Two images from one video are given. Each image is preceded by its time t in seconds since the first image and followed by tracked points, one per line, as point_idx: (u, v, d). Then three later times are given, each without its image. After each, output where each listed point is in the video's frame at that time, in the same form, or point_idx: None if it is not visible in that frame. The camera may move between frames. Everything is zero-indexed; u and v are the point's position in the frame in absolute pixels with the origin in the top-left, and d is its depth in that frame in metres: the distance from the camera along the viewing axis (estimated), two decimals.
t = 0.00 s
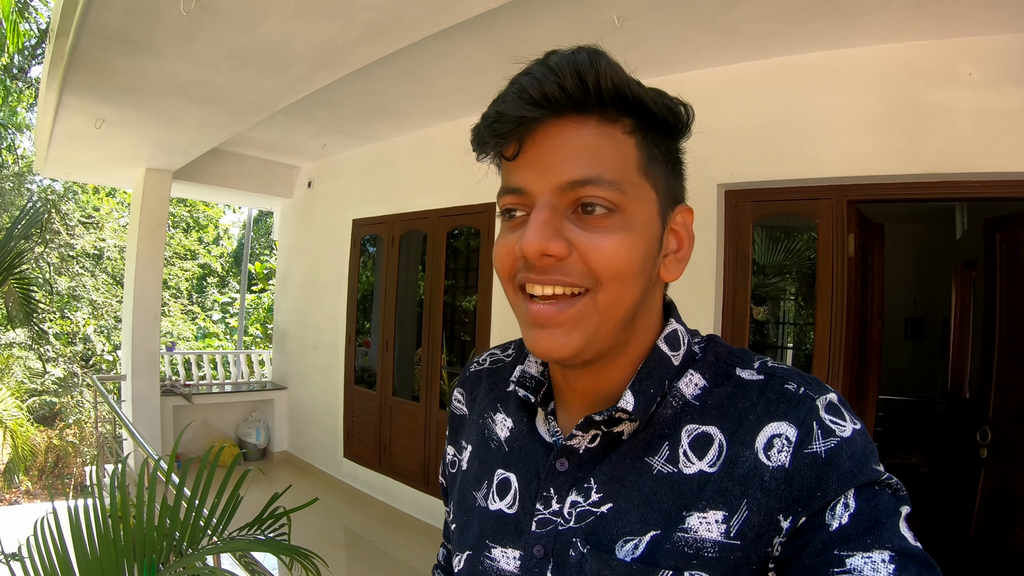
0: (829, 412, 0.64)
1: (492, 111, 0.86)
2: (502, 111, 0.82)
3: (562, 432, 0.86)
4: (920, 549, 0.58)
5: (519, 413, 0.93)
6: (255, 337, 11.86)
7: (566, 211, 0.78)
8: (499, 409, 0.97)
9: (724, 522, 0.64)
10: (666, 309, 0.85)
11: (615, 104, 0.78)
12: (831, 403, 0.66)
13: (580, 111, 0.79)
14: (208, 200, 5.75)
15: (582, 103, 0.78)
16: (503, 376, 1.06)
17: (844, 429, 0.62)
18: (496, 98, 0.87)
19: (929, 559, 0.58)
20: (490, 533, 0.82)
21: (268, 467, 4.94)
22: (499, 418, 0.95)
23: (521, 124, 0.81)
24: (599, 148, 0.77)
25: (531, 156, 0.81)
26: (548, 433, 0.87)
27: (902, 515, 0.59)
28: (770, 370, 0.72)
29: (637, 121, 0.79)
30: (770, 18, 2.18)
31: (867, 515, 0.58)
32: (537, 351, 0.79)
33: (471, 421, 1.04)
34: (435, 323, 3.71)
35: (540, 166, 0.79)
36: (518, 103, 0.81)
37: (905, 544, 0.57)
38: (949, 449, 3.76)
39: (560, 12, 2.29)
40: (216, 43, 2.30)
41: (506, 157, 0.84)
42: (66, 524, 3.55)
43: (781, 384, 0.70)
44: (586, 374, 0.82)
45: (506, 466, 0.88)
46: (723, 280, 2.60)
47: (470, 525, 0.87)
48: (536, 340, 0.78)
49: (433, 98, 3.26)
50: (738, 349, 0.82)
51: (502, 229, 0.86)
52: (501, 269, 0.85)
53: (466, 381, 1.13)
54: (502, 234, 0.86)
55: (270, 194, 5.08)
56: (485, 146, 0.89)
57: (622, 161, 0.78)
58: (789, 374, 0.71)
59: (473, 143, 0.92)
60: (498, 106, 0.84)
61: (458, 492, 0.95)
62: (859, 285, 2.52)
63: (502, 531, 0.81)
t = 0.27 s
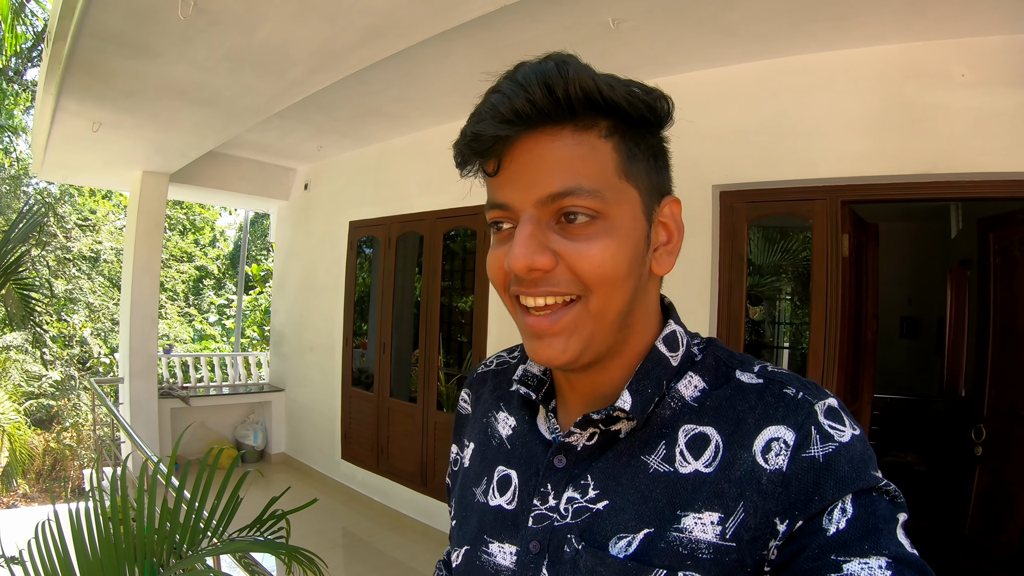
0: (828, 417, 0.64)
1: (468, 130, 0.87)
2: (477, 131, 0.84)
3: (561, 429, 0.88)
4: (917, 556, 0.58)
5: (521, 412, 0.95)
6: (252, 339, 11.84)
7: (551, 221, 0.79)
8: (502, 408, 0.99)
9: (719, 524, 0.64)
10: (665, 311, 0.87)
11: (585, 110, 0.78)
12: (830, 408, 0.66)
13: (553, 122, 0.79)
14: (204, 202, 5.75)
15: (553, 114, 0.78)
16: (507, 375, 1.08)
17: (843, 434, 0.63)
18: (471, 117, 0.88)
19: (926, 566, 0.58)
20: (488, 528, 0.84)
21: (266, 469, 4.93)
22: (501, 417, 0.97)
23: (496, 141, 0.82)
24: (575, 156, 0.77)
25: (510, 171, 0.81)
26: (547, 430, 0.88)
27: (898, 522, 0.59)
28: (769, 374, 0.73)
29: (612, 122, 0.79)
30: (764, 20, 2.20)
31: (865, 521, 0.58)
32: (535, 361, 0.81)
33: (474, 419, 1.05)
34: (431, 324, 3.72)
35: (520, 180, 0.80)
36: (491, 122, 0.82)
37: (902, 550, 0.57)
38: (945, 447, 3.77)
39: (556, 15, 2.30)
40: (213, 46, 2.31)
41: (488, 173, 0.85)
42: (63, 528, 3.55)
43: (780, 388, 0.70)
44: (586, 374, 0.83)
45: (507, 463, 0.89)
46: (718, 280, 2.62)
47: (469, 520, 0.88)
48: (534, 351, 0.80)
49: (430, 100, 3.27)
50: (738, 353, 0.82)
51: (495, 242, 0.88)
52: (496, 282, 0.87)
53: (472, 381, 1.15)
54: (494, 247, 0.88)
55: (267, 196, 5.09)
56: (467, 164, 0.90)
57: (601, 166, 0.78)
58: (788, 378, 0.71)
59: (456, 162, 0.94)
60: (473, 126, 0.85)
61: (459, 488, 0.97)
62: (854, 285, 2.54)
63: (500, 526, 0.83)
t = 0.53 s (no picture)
0: (827, 416, 0.64)
1: (456, 145, 0.88)
2: (464, 146, 0.85)
3: (562, 424, 0.89)
4: (915, 557, 0.57)
5: (524, 407, 0.96)
6: (249, 342, 11.83)
7: (541, 232, 0.79)
8: (505, 402, 0.99)
9: (717, 521, 0.64)
10: (667, 310, 0.86)
11: (569, 118, 0.78)
12: (831, 407, 0.65)
13: (537, 132, 0.79)
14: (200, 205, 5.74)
15: (536, 124, 0.78)
16: (512, 370, 1.08)
17: (843, 434, 0.62)
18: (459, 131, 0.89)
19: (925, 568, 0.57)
20: (490, 522, 0.84)
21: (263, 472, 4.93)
22: (505, 411, 0.97)
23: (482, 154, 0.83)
24: (561, 166, 0.78)
25: (498, 183, 0.82)
26: (548, 425, 0.89)
27: (897, 523, 0.59)
28: (771, 374, 0.72)
29: (599, 126, 0.79)
30: (757, 22, 2.21)
31: (862, 521, 0.57)
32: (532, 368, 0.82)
33: (478, 412, 1.06)
34: (427, 326, 3.72)
35: (508, 192, 0.80)
36: (476, 136, 0.83)
37: (900, 551, 0.56)
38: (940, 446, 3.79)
39: (550, 17, 2.31)
40: (209, 50, 2.31)
41: (478, 185, 0.86)
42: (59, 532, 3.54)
43: (780, 387, 0.69)
44: (585, 376, 0.85)
45: (510, 458, 0.90)
46: (712, 281, 2.62)
47: (471, 513, 0.89)
48: (530, 360, 0.81)
49: (425, 102, 3.27)
50: (740, 352, 0.81)
51: (490, 250, 0.88)
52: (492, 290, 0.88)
53: (480, 374, 1.16)
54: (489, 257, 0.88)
55: (262, 199, 5.09)
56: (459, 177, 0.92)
57: (588, 173, 0.77)
58: (789, 378, 0.70)
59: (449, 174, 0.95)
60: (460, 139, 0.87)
61: (463, 480, 0.98)
62: (848, 285, 2.55)
63: (501, 520, 0.83)
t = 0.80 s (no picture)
0: (833, 423, 0.64)
1: (467, 139, 0.87)
2: (475, 141, 0.84)
3: (565, 433, 0.89)
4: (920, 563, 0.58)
5: (525, 415, 0.95)
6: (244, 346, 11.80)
7: (546, 233, 0.78)
8: (505, 410, 0.99)
9: (725, 528, 0.64)
10: (670, 316, 0.86)
11: (583, 119, 0.77)
12: (836, 414, 0.65)
13: (550, 132, 0.78)
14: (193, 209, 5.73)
15: (550, 123, 0.77)
16: (510, 377, 1.08)
17: (848, 441, 0.62)
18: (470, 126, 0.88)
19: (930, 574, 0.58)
20: (491, 532, 0.82)
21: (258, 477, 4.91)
22: (505, 419, 0.97)
23: (493, 151, 0.82)
24: (572, 168, 0.77)
25: (507, 181, 0.81)
26: (551, 433, 0.89)
27: (902, 529, 0.59)
28: (776, 381, 0.72)
29: (611, 130, 0.79)
30: (748, 23, 2.21)
31: (869, 527, 0.58)
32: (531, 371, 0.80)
33: (476, 420, 1.05)
34: (421, 329, 3.72)
35: (516, 192, 0.79)
36: (488, 132, 0.82)
37: (906, 557, 0.56)
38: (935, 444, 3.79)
39: (541, 19, 2.31)
40: (200, 54, 2.31)
41: (486, 182, 0.85)
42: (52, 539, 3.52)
43: (786, 394, 0.69)
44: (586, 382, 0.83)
45: (511, 466, 0.88)
46: (705, 281, 2.63)
47: (471, 522, 0.87)
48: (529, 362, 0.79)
49: (418, 105, 3.27)
50: (744, 359, 0.81)
51: (492, 251, 0.87)
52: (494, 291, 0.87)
53: (478, 381, 1.15)
54: (490, 257, 0.87)
55: (256, 202, 5.07)
56: (467, 173, 0.91)
57: (597, 177, 0.76)
58: (794, 385, 0.70)
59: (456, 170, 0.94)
60: (472, 134, 0.86)
61: (461, 489, 0.96)
62: (841, 285, 2.55)
63: (503, 530, 0.81)
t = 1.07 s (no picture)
0: (818, 415, 0.63)
1: (472, 139, 0.80)
2: (487, 142, 0.78)
3: (554, 438, 0.90)
4: (910, 549, 0.57)
5: (512, 421, 0.95)
6: (241, 347, 11.80)
7: (569, 235, 0.77)
8: (493, 417, 0.99)
9: (715, 524, 0.64)
10: (654, 319, 0.86)
11: (601, 119, 0.77)
12: (820, 406, 0.65)
13: (569, 132, 0.77)
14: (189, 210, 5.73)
15: (573, 123, 0.76)
16: (497, 384, 1.09)
17: (834, 432, 0.62)
18: (472, 126, 0.81)
19: (919, 560, 0.58)
20: (486, 539, 0.84)
21: (254, 478, 4.92)
22: (493, 427, 0.97)
23: (510, 154, 0.77)
24: (593, 168, 0.76)
25: (525, 185, 0.77)
26: (540, 438, 0.90)
27: (891, 517, 0.59)
28: (760, 375, 0.72)
29: (615, 130, 0.79)
30: (740, 23, 2.22)
31: (856, 516, 0.57)
32: (556, 375, 0.79)
33: (466, 429, 1.06)
34: (416, 329, 3.72)
35: (537, 196, 0.76)
36: (505, 133, 0.77)
37: (895, 544, 0.56)
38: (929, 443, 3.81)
39: (534, 20, 2.32)
40: (193, 57, 2.31)
41: (494, 188, 0.80)
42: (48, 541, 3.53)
43: (770, 388, 0.69)
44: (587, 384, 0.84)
45: (502, 472, 0.89)
46: (698, 282, 2.65)
47: (465, 530, 0.88)
48: (557, 366, 0.78)
49: (412, 106, 3.28)
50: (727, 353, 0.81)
51: (495, 258, 0.83)
52: (500, 298, 0.83)
53: (465, 392, 1.16)
54: (496, 264, 0.83)
55: (251, 203, 5.08)
56: (466, 177, 0.84)
57: (613, 176, 0.77)
58: (778, 378, 0.70)
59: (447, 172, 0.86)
60: (480, 134, 0.79)
61: (454, 498, 0.97)
62: (833, 285, 2.57)
63: (497, 536, 0.83)
